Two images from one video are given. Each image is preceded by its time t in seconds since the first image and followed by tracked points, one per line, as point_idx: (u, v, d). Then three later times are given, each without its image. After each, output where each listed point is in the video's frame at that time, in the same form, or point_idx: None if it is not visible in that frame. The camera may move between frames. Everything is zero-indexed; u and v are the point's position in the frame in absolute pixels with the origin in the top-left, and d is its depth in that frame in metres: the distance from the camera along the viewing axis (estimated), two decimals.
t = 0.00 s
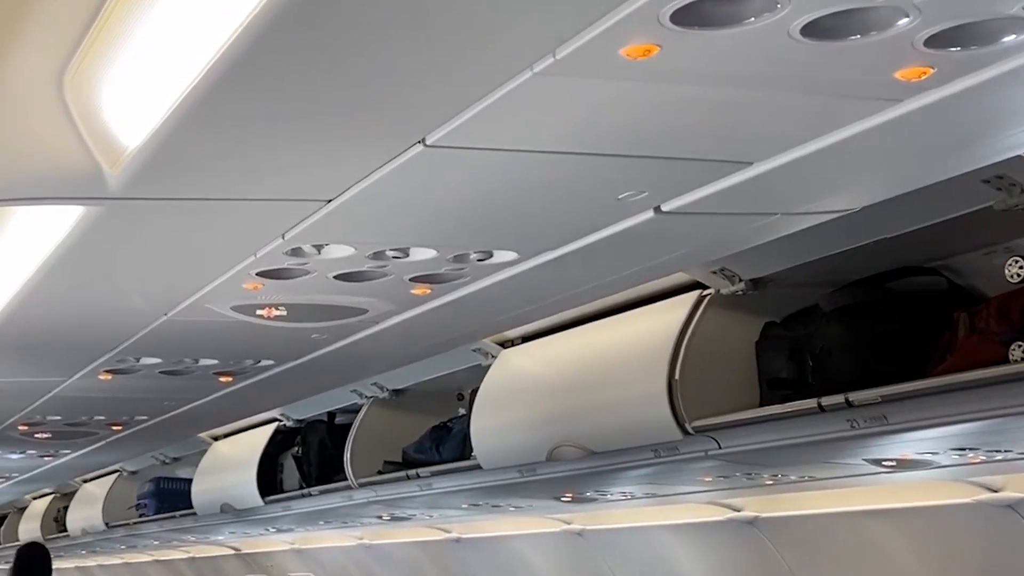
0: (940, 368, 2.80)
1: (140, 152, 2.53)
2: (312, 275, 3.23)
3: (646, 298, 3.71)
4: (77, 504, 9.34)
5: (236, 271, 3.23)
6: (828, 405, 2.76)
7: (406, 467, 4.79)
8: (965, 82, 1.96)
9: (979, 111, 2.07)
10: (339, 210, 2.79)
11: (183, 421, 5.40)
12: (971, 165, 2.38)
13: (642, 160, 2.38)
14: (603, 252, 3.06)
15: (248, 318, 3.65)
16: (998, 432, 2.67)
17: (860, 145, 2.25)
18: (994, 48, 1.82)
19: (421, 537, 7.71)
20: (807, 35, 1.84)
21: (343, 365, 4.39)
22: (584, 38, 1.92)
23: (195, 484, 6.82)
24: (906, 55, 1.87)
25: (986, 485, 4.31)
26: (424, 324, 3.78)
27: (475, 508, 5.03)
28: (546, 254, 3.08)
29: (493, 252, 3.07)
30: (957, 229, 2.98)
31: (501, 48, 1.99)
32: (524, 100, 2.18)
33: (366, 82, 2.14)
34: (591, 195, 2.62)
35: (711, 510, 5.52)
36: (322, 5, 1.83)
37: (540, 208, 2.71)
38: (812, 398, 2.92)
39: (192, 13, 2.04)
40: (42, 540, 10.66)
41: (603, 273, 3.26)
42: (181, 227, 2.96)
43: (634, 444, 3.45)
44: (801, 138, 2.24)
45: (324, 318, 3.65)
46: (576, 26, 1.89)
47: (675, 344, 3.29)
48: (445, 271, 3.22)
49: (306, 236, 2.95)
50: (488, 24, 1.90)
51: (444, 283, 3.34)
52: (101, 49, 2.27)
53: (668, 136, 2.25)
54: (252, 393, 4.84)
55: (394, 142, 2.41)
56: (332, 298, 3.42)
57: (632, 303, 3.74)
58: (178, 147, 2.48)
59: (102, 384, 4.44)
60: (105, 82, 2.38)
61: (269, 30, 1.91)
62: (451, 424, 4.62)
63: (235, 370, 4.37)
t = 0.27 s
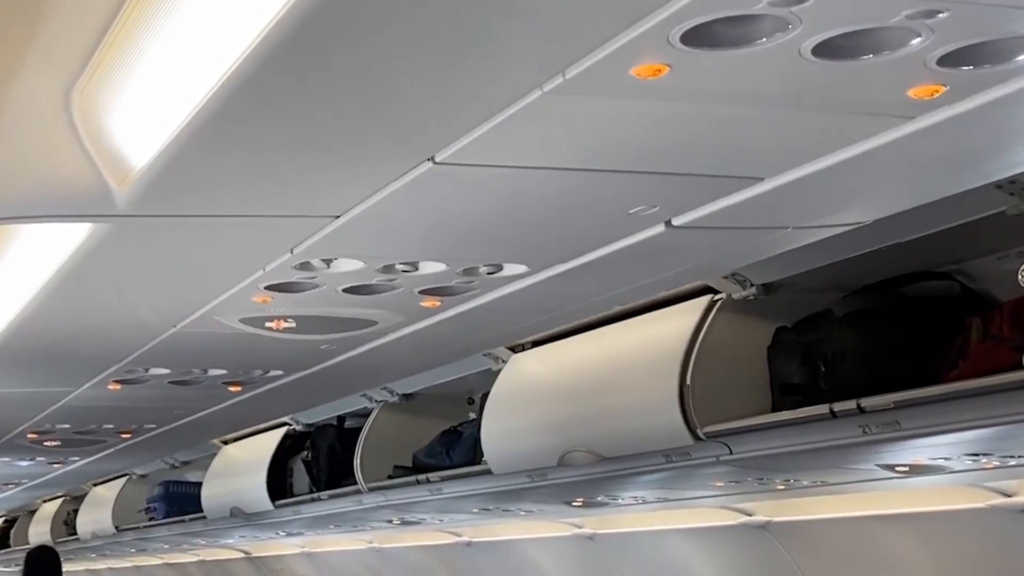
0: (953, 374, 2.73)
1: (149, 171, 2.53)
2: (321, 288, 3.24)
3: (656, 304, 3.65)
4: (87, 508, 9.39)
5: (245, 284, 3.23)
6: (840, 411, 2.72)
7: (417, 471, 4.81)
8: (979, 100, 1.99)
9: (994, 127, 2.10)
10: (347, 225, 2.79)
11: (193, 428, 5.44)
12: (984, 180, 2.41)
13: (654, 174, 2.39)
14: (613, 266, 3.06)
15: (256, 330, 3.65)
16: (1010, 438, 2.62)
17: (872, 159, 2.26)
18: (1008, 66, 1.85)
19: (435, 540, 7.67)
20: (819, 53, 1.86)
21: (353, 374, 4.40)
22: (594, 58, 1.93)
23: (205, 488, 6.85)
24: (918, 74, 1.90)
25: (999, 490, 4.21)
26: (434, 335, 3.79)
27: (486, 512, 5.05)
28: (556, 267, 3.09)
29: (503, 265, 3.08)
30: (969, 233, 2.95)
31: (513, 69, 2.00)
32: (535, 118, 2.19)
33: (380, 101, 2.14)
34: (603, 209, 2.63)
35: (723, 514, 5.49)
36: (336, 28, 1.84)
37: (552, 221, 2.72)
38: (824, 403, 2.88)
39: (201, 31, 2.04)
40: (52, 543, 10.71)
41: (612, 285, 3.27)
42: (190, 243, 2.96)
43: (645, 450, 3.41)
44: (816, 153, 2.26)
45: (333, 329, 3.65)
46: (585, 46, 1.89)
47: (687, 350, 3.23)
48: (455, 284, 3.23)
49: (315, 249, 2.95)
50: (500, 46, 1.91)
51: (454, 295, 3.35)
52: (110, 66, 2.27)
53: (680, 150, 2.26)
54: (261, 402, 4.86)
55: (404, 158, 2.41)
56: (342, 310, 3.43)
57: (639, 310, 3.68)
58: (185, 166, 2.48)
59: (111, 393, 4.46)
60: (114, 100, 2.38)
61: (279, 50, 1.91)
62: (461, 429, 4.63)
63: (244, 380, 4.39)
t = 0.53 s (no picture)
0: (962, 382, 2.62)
1: (151, 196, 2.53)
2: (325, 305, 3.27)
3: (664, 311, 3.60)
4: (95, 510, 9.46)
5: (249, 301, 3.26)
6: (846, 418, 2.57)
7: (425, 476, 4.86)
8: (980, 125, 2.06)
9: (996, 150, 2.16)
10: (350, 246, 2.81)
11: (201, 437, 5.50)
12: (988, 202, 2.46)
13: (658, 197, 2.43)
14: (616, 283, 3.09)
15: (262, 345, 3.68)
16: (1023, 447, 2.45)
17: (874, 177, 2.30)
18: (1009, 94, 1.92)
19: (434, 543, 7.44)
20: (818, 83, 1.89)
21: (359, 386, 4.43)
22: (594, 89, 1.96)
23: (213, 492, 6.91)
24: (918, 102, 1.96)
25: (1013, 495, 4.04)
26: (440, 349, 3.83)
27: (494, 516, 5.09)
28: (560, 285, 3.12)
29: (507, 283, 3.11)
30: (981, 239, 2.87)
31: (514, 100, 2.02)
32: (537, 145, 2.20)
33: (384, 130, 2.16)
34: (607, 230, 2.66)
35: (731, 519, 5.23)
36: (340, 63, 1.85)
37: (556, 241, 2.74)
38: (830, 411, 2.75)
39: (203, 61, 2.06)
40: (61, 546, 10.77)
41: (614, 303, 3.29)
42: (193, 264, 2.98)
43: (652, 456, 3.38)
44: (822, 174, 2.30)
45: (338, 345, 3.69)
46: (584, 79, 1.92)
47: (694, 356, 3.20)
48: (459, 301, 3.26)
49: (318, 268, 2.97)
50: (502, 80, 1.93)
51: (458, 312, 3.38)
52: (113, 93, 2.28)
53: (681, 171, 2.28)
54: (266, 413, 4.89)
55: (406, 183, 2.42)
56: (347, 326, 3.46)
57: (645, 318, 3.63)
58: (186, 194, 2.50)
59: (117, 405, 4.51)
60: (115, 127, 2.39)
61: (280, 83, 1.93)
62: (469, 434, 4.71)
63: (250, 392, 4.43)
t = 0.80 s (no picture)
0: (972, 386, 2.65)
1: (162, 209, 2.55)
2: (335, 313, 3.29)
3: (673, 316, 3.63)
4: (103, 513, 9.50)
5: (259, 310, 3.28)
6: (857, 422, 2.59)
7: (435, 480, 4.90)
8: (988, 139, 2.09)
9: (1004, 164, 2.19)
10: (361, 257, 2.83)
11: (209, 440, 5.53)
12: (996, 213, 2.48)
13: (667, 210, 2.45)
14: (623, 291, 3.11)
15: (272, 353, 3.71)
16: None
17: (882, 189, 2.32)
18: (1016, 108, 1.95)
19: (444, 546, 7.46)
20: (826, 99, 1.92)
21: (368, 392, 4.46)
22: (603, 105, 1.98)
23: (221, 494, 6.94)
24: (926, 116, 1.98)
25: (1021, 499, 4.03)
26: (448, 355, 3.85)
27: (503, 519, 5.12)
28: (568, 293, 3.14)
29: (516, 291, 3.13)
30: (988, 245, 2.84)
31: (524, 116, 2.04)
32: (546, 159, 2.22)
33: (395, 145, 2.18)
34: (617, 242, 2.68)
35: (741, 522, 5.26)
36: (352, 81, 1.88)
37: (566, 253, 2.76)
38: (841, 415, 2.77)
39: (210, 78, 2.07)
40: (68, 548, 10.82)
41: (621, 311, 3.31)
42: (204, 276, 3.01)
43: (661, 459, 3.40)
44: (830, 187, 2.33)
45: (346, 351, 3.71)
46: (593, 96, 1.94)
47: (703, 359, 3.23)
48: (468, 308, 3.28)
49: (328, 279, 2.99)
50: (512, 97, 1.96)
51: (466, 318, 3.40)
52: (123, 109, 2.30)
53: (690, 183, 2.30)
54: (275, 417, 4.92)
55: (415, 195, 2.44)
56: (356, 333, 3.48)
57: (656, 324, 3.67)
58: (196, 207, 2.52)
59: (127, 411, 4.54)
60: (126, 142, 2.41)
61: (291, 99, 1.95)
62: (479, 437, 4.75)
63: (260, 398, 4.45)
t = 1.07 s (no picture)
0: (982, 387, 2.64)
1: (171, 207, 2.56)
2: (344, 312, 3.29)
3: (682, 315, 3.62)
4: (110, 514, 9.52)
5: (268, 309, 3.29)
6: (868, 421, 2.59)
7: (443, 480, 4.89)
8: (1002, 134, 2.08)
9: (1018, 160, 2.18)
10: (371, 254, 2.83)
11: (216, 441, 5.54)
12: (1008, 210, 2.48)
13: (678, 207, 2.45)
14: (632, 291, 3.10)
15: (281, 352, 3.71)
16: None
17: (894, 186, 2.32)
18: None
19: (452, 547, 7.46)
20: (839, 95, 1.92)
21: (376, 392, 4.46)
22: (614, 101, 1.98)
23: (229, 495, 6.95)
24: (939, 112, 1.98)
25: None
26: (457, 355, 3.85)
27: (511, 520, 5.11)
28: (576, 292, 3.14)
29: (525, 290, 3.13)
30: (999, 244, 2.80)
31: (535, 113, 2.04)
32: (557, 156, 2.23)
33: (407, 143, 2.18)
34: (628, 240, 2.68)
35: (750, 522, 5.25)
36: (363, 78, 1.88)
37: (576, 250, 2.76)
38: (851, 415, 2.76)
39: (219, 77, 2.07)
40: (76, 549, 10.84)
41: (630, 310, 3.31)
42: (214, 274, 3.01)
43: (670, 460, 3.39)
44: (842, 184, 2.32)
45: (355, 351, 3.71)
46: (604, 92, 1.94)
47: (712, 360, 3.22)
48: (477, 308, 3.28)
49: (338, 276, 3.00)
50: (524, 93, 1.96)
51: (475, 318, 3.40)
52: (134, 103, 2.31)
53: (701, 181, 2.30)
54: (282, 418, 4.93)
55: (427, 193, 2.44)
56: (365, 333, 3.49)
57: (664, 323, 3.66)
58: (206, 205, 2.52)
59: (135, 411, 4.54)
60: (137, 139, 2.41)
61: (301, 99, 1.95)
62: (487, 437, 4.75)
63: (268, 398, 4.46)
